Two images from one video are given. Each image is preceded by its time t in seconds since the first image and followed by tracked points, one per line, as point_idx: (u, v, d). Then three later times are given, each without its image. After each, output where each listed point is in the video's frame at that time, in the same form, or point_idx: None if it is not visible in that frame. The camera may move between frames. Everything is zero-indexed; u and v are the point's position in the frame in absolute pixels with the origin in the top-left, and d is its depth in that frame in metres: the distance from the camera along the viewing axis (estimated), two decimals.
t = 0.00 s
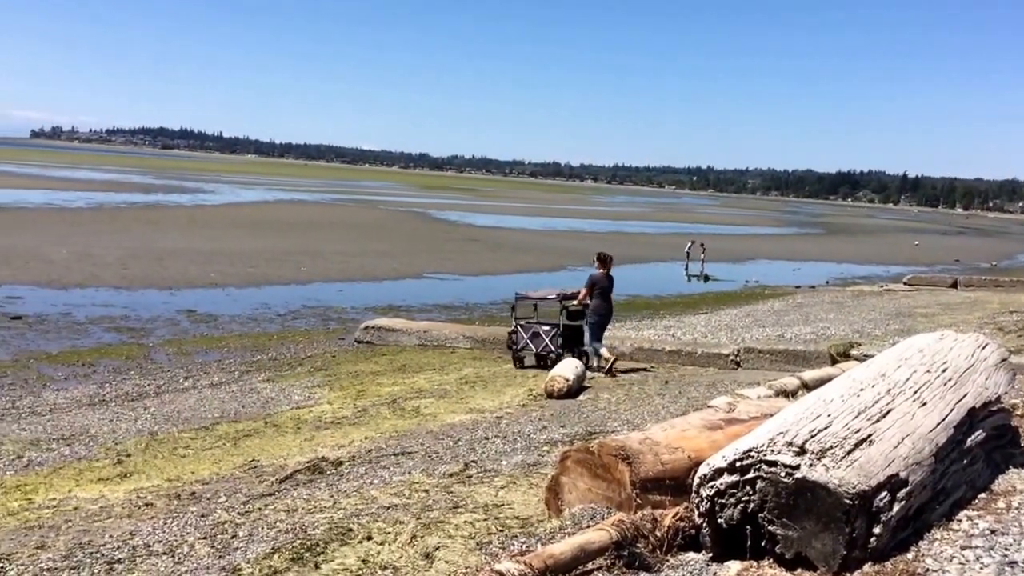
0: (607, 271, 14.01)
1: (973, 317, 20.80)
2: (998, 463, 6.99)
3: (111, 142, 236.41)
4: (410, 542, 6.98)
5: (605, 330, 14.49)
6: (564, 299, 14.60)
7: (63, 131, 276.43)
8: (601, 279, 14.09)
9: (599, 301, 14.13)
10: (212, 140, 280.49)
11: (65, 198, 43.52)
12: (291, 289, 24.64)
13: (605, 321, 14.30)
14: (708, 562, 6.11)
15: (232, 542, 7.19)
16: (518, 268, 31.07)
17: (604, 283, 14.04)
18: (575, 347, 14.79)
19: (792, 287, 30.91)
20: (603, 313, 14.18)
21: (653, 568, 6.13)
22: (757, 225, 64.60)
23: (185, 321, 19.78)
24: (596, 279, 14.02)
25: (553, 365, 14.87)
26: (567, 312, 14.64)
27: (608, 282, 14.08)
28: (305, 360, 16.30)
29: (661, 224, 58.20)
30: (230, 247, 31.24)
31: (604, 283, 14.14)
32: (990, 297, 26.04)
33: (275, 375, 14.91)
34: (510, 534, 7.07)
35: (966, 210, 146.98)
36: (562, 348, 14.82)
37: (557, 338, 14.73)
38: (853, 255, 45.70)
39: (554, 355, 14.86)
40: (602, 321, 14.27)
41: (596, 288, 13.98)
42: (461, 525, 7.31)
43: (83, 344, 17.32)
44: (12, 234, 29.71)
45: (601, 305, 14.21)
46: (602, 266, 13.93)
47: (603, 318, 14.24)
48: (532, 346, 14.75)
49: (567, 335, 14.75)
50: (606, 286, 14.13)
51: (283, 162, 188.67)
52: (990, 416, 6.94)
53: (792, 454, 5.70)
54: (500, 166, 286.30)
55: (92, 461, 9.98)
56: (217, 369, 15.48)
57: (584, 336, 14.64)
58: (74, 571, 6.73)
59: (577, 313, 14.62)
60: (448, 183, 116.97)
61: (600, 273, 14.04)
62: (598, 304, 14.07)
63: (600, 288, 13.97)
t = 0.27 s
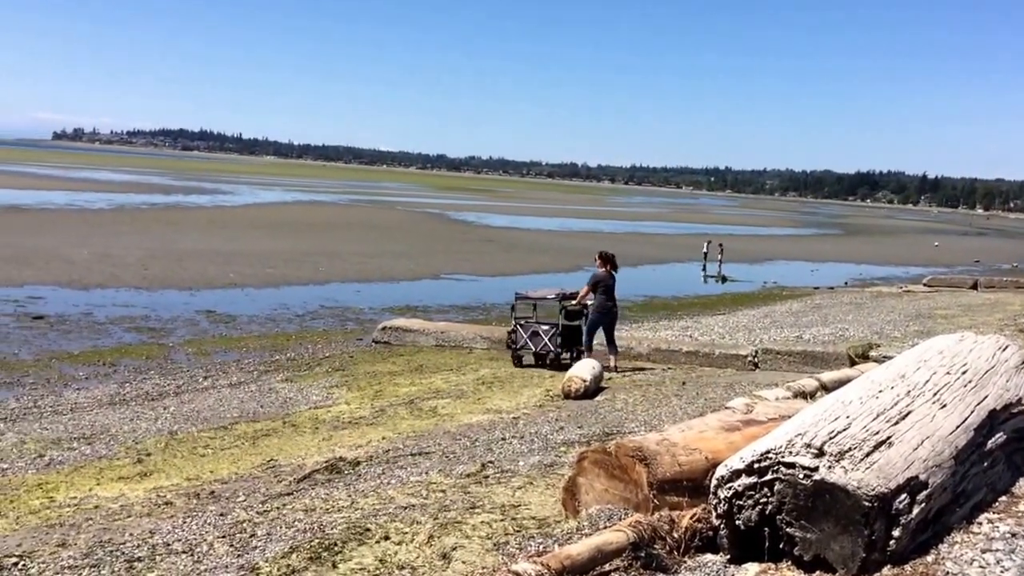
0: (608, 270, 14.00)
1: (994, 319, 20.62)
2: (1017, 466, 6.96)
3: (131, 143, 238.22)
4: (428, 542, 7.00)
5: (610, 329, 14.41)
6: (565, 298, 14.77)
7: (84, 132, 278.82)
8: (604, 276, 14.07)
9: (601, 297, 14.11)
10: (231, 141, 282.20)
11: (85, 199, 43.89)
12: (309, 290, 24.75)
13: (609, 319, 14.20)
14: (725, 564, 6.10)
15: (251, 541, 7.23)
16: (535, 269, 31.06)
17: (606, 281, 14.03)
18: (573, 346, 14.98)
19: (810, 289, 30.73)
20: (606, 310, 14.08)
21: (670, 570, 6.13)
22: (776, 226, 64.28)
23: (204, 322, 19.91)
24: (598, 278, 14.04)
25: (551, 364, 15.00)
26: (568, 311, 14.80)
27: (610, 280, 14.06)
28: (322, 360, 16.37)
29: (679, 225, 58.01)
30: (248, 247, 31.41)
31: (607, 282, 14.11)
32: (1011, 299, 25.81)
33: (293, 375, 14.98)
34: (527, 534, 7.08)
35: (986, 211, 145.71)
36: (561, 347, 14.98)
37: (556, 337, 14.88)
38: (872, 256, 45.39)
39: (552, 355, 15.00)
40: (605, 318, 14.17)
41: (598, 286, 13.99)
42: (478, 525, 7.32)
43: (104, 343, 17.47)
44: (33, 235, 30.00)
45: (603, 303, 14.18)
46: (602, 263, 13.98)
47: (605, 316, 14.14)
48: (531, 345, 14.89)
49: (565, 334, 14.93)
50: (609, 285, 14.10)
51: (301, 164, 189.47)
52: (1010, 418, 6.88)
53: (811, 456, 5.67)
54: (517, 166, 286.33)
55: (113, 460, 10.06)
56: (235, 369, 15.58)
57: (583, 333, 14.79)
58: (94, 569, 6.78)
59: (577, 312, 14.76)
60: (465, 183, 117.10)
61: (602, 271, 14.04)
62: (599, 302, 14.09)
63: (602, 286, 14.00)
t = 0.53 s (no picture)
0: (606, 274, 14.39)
1: (1016, 320, 20.44)
2: None
3: (152, 145, 240.11)
4: (446, 542, 7.02)
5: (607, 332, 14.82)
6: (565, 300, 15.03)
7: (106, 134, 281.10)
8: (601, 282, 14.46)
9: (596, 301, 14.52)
10: (251, 142, 284.09)
11: (107, 201, 44.30)
12: (328, 290, 24.87)
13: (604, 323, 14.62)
14: (744, 566, 6.09)
15: (270, 540, 7.27)
16: (553, 270, 31.09)
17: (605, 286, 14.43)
18: (572, 346, 15.12)
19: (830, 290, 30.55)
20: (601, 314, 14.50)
21: (689, 572, 6.12)
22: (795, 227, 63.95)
23: (225, 322, 20.04)
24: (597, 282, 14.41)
25: (551, 363, 15.14)
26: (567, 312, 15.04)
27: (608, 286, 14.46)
28: (341, 361, 16.44)
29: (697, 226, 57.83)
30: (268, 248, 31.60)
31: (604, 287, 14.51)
32: None
33: (312, 376, 15.06)
34: (546, 535, 7.09)
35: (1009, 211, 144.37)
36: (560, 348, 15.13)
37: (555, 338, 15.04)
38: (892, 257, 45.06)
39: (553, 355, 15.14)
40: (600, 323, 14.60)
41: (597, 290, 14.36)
42: (497, 526, 7.34)
43: (125, 343, 17.62)
44: (56, 236, 30.29)
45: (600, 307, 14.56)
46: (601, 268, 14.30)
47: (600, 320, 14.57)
48: (531, 345, 15.07)
49: (564, 335, 15.06)
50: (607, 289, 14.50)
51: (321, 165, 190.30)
52: None
53: (830, 458, 5.66)
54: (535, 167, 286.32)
55: (134, 459, 10.15)
56: (255, 369, 15.68)
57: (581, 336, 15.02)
58: (116, 567, 6.85)
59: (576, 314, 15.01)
60: (483, 184, 117.26)
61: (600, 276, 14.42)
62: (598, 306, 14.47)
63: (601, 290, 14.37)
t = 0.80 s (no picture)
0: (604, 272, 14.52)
1: None
2: None
3: (173, 147, 242.06)
4: (464, 543, 7.04)
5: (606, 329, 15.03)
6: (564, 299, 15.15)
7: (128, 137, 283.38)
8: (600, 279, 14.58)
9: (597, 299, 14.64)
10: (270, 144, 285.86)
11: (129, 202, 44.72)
12: (347, 291, 24.96)
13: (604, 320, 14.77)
14: (764, 569, 6.08)
15: (289, 539, 7.31)
16: (571, 271, 31.06)
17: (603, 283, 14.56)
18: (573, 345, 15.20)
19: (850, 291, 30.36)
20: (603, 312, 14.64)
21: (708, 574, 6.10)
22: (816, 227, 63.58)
23: (244, 322, 20.17)
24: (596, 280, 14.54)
25: (552, 363, 15.23)
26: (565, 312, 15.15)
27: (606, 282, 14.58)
28: (359, 361, 16.50)
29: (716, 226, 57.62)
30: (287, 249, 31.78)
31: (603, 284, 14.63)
32: None
33: (332, 376, 15.13)
34: (563, 537, 7.09)
35: None
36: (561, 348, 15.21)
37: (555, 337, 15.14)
38: (914, 258, 44.70)
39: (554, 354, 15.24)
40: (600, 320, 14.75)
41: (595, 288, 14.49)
42: (514, 527, 7.34)
43: (147, 343, 17.77)
44: (79, 237, 30.58)
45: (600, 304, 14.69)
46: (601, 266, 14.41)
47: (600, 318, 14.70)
48: (532, 344, 15.20)
49: (565, 334, 15.14)
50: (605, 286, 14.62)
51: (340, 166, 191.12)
52: None
53: (851, 461, 5.63)
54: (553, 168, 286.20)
55: (156, 458, 10.23)
56: (275, 369, 15.77)
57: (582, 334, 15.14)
58: (138, 565, 6.90)
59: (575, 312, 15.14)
60: (502, 185, 117.35)
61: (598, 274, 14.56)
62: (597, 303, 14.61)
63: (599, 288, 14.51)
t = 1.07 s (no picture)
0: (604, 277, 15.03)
1: None
2: None
3: (193, 149, 243.89)
4: (482, 543, 7.04)
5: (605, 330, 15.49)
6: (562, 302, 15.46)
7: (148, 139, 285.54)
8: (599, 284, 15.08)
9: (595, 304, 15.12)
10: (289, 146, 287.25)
11: (150, 204, 45.07)
12: (365, 292, 25.02)
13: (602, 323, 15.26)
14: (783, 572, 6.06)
15: (308, 539, 7.33)
16: (588, 272, 30.99)
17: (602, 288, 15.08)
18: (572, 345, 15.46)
19: (870, 292, 30.15)
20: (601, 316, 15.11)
21: None
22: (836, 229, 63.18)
23: (264, 323, 20.27)
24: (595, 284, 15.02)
25: (551, 362, 15.49)
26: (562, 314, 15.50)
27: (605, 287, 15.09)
28: (378, 361, 16.55)
29: (735, 228, 57.35)
30: (306, 250, 31.91)
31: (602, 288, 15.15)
32: None
33: (350, 376, 15.18)
34: (581, 538, 7.08)
35: None
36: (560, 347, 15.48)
37: (554, 337, 15.39)
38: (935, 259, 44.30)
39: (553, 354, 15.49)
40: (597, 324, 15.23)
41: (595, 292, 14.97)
42: (532, 527, 7.34)
43: (167, 343, 17.89)
44: (101, 238, 30.85)
45: (598, 308, 15.18)
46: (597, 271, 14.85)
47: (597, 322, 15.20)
48: (532, 344, 15.44)
49: (564, 334, 15.40)
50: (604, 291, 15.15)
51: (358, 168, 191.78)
52: None
53: (872, 463, 5.58)
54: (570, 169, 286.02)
55: (176, 457, 10.30)
56: (294, 370, 15.84)
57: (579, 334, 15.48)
58: (159, 563, 6.94)
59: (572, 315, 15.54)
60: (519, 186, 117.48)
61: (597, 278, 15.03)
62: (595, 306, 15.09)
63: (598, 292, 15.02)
